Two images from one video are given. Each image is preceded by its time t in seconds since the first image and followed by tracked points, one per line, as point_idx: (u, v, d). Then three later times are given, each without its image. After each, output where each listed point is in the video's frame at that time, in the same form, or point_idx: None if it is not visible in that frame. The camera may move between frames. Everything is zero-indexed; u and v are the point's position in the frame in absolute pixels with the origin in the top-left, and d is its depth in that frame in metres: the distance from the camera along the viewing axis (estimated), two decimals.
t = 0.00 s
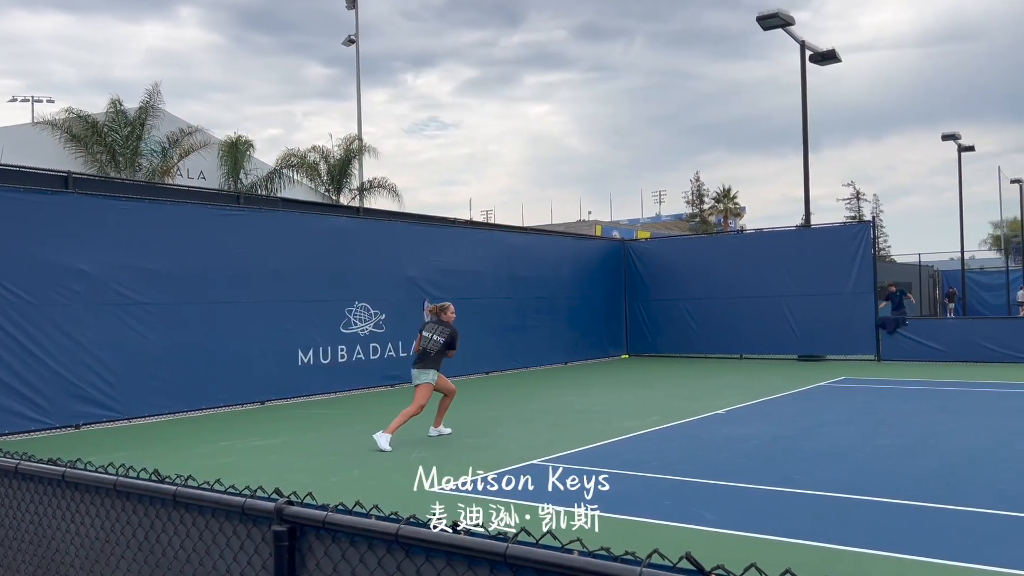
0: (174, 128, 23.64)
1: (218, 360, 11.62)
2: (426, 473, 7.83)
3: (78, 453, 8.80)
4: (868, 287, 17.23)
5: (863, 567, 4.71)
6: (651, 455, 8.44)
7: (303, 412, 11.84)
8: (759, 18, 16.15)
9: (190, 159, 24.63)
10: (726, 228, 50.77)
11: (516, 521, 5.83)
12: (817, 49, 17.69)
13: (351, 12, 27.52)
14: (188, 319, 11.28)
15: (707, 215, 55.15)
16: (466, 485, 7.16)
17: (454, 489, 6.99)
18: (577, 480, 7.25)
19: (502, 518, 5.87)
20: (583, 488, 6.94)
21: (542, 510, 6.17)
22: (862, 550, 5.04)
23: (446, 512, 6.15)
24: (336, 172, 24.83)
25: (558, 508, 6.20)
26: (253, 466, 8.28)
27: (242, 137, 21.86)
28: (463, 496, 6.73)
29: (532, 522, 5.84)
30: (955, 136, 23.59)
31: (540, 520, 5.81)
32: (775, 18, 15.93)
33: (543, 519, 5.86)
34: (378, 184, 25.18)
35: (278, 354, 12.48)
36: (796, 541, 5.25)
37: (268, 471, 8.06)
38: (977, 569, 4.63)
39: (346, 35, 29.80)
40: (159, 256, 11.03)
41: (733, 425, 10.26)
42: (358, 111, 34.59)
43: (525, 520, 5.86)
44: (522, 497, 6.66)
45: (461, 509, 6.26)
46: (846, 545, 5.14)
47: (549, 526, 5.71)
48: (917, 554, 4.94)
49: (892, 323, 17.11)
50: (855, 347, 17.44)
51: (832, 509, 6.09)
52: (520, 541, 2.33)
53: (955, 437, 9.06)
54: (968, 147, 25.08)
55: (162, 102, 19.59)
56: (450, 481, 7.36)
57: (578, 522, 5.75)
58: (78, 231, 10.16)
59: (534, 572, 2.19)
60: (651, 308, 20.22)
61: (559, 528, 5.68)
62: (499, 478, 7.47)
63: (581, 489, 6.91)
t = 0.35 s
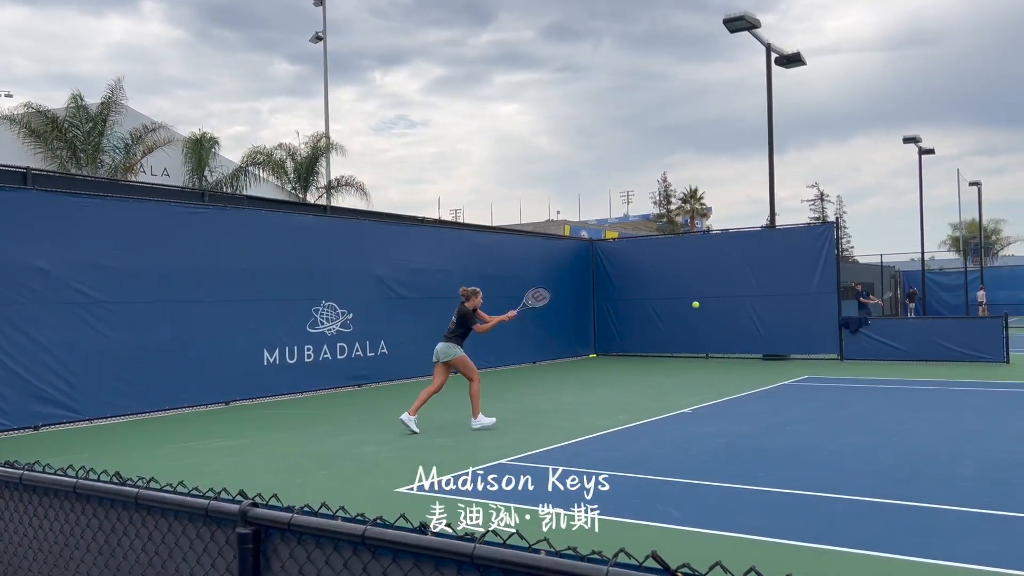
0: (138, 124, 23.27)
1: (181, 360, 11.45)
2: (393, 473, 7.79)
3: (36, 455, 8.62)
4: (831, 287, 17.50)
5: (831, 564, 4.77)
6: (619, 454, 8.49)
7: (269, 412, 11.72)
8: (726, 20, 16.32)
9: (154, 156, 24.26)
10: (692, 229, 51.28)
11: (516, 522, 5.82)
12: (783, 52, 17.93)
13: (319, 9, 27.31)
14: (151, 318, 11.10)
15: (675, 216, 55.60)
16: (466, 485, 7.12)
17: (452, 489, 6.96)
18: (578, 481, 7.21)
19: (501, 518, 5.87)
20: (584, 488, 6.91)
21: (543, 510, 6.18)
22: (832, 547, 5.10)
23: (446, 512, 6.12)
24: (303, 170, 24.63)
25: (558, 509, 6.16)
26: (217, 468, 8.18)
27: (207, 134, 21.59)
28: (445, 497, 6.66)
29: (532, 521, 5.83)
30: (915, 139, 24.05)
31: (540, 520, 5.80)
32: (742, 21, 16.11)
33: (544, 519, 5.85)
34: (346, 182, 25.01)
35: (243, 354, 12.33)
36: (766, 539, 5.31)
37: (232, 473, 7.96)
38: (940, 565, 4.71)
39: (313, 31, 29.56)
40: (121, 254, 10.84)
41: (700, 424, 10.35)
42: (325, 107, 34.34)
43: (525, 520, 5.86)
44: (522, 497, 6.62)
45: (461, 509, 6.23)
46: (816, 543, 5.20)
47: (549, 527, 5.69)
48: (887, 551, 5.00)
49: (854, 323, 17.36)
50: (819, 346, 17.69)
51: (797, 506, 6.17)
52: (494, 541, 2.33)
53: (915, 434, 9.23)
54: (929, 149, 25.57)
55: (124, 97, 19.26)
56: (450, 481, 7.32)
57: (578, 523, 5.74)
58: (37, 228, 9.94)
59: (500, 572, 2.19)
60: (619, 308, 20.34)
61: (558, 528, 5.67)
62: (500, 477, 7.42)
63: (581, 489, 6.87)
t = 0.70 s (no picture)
0: (92, 119, 22.76)
1: (136, 360, 11.23)
2: (354, 473, 7.74)
3: None
4: (789, 287, 17.77)
5: (795, 562, 4.83)
6: (581, 451, 8.53)
7: (228, 412, 11.57)
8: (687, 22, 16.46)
9: (109, 152, 23.77)
10: (654, 228, 51.73)
11: (516, 522, 5.78)
12: (743, 54, 18.15)
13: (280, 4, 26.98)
14: (105, 317, 10.87)
15: (638, 216, 56.03)
16: (466, 485, 7.03)
17: (452, 489, 6.87)
18: (578, 480, 7.09)
19: (502, 518, 5.85)
20: (584, 488, 6.81)
21: (543, 510, 6.11)
22: (814, 546, 5.10)
23: (446, 512, 6.05)
24: (263, 167, 24.31)
25: (559, 510, 6.07)
26: (172, 469, 8.04)
27: (165, 129, 21.19)
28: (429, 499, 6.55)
29: (532, 522, 5.79)
30: (872, 141, 24.52)
31: (540, 520, 5.75)
32: (703, 23, 16.26)
33: (544, 520, 5.79)
34: (307, 179, 24.74)
35: (201, 353, 12.13)
36: (732, 536, 5.35)
37: (189, 474, 7.83)
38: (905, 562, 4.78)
39: (274, 27, 29.20)
40: (74, 251, 10.59)
41: (661, 421, 10.45)
42: (287, 104, 33.93)
43: (526, 521, 5.81)
44: (523, 498, 6.54)
45: (463, 509, 6.16)
46: (786, 541, 5.23)
47: (549, 527, 5.64)
48: (851, 548, 5.07)
49: (811, 322, 17.71)
50: (777, 345, 17.96)
51: (756, 503, 6.24)
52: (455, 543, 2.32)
53: (869, 432, 9.42)
54: (884, 151, 26.09)
55: (79, 91, 18.82)
56: (450, 481, 7.22)
57: (579, 523, 5.68)
58: None
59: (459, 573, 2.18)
60: (582, 307, 20.44)
61: (558, 528, 5.62)
62: (500, 476, 7.30)
63: (581, 488, 6.78)
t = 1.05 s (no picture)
0: (44, 112, 22.21)
1: (89, 360, 10.98)
2: (314, 473, 7.67)
3: None
4: (747, 286, 18.02)
5: (754, 558, 4.89)
6: (542, 449, 8.55)
7: (184, 412, 11.37)
8: (648, 22, 16.60)
9: (61, 146, 23.22)
10: (615, 227, 52.18)
11: (517, 521, 5.77)
12: (703, 55, 18.35)
13: None
14: (57, 315, 10.61)
15: (599, 215, 56.37)
16: (465, 486, 6.96)
17: (453, 489, 6.80)
18: (577, 480, 7.03)
19: (502, 518, 5.82)
20: (584, 488, 6.76)
21: (543, 511, 6.07)
22: (845, 551, 4.99)
23: (446, 512, 6.02)
24: (220, 163, 24.02)
25: (559, 511, 6.03)
26: (125, 470, 7.89)
27: (119, 124, 20.75)
28: (426, 503, 6.39)
29: (533, 522, 5.76)
30: (827, 142, 24.99)
31: (541, 520, 5.73)
32: (664, 23, 16.40)
33: (544, 520, 5.76)
34: (266, 175, 24.41)
35: (155, 352, 11.90)
36: (701, 534, 5.38)
37: (143, 476, 7.69)
38: (913, 562, 4.75)
39: (232, 20, 28.78)
40: (23, 246, 10.30)
41: (621, 419, 10.53)
42: (245, 99, 33.56)
43: (526, 521, 5.78)
44: (524, 498, 6.47)
45: (463, 509, 6.12)
46: (792, 542, 5.17)
47: (550, 528, 5.59)
48: (824, 545, 5.10)
49: (769, 320, 18.01)
50: (736, 343, 18.18)
51: (715, 500, 6.30)
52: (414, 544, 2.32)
53: (825, 428, 9.59)
54: (840, 152, 26.58)
55: (29, 83, 18.36)
56: (450, 481, 7.14)
57: (579, 523, 5.66)
58: None
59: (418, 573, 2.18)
60: (544, 305, 20.49)
61: (559, 530, 5.56)
62: (500, 476, 7.23)
63: (582, 488, 6.72)
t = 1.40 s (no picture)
0: None
1: (43, 357, 10.73)
2: (275, 472, 7.59)
3: None
4: (710, 283, 18.22)
5: (720, 552, 4.93)
6: (506, 446, 8.56)
7: (141, 411, 11.18)
8: (612, 20, 16.68)
9: (15, 139, 22.68)
10: (580, 224, 52.38)
11: (517, 521, 5.67)
12: (667, 54, 18.49)
13: None
14: (10, 312, 10.35)
15: (564, 213, 56.58)
16: (465, 486, 6.79)
17: (451, 489, 6.64)
18: (577, 480, 6.87)
19: (503, 518, 5.72)
20: (584, 488, 6.60)
21: (542, 511, 5.95)
22: (828, 547, 5.01)
23: (446, 512, 5.89)
24: (180, 157, 23.68)
25: (559, 511, 5.91)
26: (81, 470, 7.74)
27: (75, 117, 20.30)
28: (415, 503, 6.24)
29: (532, 522, 5.66)
30: (788, 141, 25.35)
31: (539, 520, 5.63)
32: (628, 22, 16.50)
33: (545, 520, 5.65)
34: (227, 170, 24.05)
35: (112, 350, 11.68)
36: (662, 529, 5.42)
37: (98, 475, 7.54)
38: (886, 557, 4.81)
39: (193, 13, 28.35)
40: None
41: (585, 415, 10.59)
42: (207, 92, 33.06)
43: (526, 520, 5.69)
44: (523, 498, 6.34)
45: (462, 509, 6.00)
46: (767, 537, 5.21)
47: (551, 530, 5.46)
48: (786, 539, 5.17)
49: (730, 317, 18.23)
50: (698, 339, 18.38)
51: (674, 494, 6.38)
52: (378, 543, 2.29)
53: (784, 423, 9.74)
54: (801, 151, 26.98)
55: None
56: (449, 480, 6.96)
57: (579, 523, 5.56)
58: None
59: (380, 571, 2.17)
60: (508, 302, 20.52)
61: (562, 531, 5.44)
62: (499, 476, 7.07)
63: (581, 488, 6.57)
